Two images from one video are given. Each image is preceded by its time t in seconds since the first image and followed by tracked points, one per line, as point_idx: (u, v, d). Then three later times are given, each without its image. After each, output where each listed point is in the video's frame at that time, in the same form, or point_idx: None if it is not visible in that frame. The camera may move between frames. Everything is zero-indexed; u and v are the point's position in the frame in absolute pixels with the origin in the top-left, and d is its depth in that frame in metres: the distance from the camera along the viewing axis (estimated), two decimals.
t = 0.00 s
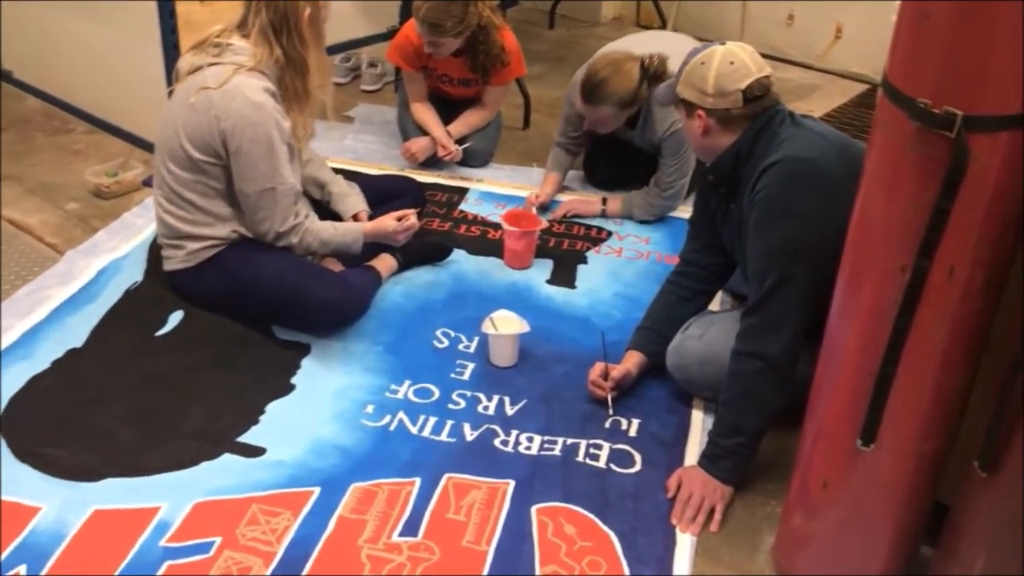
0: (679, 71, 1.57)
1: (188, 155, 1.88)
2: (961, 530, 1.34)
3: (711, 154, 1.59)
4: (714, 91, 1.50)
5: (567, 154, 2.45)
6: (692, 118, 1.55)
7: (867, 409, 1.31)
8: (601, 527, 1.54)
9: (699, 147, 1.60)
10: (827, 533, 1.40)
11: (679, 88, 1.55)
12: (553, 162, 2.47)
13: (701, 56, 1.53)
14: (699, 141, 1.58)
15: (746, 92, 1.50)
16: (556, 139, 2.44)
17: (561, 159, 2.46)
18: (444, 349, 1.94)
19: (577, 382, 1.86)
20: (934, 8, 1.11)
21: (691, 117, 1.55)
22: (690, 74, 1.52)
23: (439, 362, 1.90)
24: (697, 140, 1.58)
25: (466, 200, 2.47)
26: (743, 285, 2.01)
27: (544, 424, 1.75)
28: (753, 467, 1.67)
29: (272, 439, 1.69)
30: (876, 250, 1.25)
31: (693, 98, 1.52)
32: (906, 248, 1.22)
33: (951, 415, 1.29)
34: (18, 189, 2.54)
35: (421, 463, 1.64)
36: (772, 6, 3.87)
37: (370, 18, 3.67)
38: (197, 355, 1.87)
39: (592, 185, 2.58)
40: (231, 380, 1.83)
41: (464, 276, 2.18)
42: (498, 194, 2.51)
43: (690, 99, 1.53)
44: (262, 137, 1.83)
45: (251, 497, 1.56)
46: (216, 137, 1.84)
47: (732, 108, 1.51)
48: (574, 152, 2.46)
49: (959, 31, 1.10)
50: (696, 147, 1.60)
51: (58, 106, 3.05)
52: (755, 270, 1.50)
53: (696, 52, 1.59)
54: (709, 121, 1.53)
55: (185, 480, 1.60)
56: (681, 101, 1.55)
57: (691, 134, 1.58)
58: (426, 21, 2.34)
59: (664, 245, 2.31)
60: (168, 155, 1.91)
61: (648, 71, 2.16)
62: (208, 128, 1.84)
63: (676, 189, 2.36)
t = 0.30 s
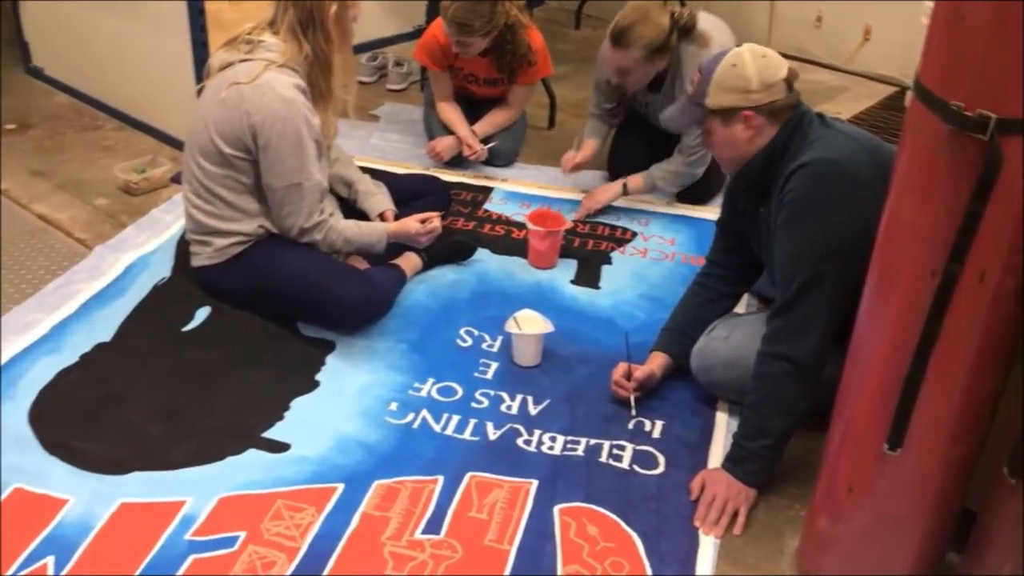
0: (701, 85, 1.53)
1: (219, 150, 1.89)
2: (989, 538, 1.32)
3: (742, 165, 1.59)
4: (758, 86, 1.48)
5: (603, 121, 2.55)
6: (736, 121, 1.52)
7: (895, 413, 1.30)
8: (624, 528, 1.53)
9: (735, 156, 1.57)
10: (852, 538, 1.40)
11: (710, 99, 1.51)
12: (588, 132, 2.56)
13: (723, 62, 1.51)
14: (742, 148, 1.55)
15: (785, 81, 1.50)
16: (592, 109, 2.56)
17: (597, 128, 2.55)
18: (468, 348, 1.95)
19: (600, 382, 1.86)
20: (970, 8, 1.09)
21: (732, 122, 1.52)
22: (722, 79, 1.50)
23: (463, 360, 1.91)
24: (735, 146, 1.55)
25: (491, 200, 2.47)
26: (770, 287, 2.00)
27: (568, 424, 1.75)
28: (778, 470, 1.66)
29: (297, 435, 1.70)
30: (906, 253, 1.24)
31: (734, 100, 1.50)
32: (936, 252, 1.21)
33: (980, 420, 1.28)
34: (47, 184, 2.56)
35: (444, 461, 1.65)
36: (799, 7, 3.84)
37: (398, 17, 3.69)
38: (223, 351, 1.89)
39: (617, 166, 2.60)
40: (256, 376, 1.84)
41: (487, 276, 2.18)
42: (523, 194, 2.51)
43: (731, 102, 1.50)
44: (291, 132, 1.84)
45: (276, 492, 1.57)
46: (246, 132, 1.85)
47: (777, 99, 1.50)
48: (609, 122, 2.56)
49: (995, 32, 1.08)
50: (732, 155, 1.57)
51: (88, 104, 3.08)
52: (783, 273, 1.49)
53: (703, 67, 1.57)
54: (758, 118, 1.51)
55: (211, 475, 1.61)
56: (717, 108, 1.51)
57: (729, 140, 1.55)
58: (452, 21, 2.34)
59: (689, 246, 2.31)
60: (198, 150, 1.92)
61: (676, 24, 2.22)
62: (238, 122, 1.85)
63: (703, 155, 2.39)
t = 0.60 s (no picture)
0: (745, 106, 1.45)
1: (240, 145, 1.90)
2: (1017, 546, 1.31)
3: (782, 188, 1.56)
4: (807, 91, 1.47)
5: (640, 89, 2.68)
6: (791, 135, 1.48)
7: (922, 419, 1.29)
8: (646, 530, 1.53)
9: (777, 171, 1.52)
10: (877, 544, 1.38)
11: (766, 116, 1.45)
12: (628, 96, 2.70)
13: (764, 77, 1.46)
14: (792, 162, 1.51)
15: (820, 86, 1.50)
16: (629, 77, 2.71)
17: (635, 94, 2.68)
18: (491, 347, 1.95)
19: (623, 384, 1.86)
20: (1004, 9, 1.08)
21: (786, 135, 1.48)
22: (773, 93, 1.45)
23: (486, 360, 1.91)
24: (784, 163, 1.50)
25: (515, 200, 2.48)
26: (795, 290, 1.99)
27: (590, 425, 1.75)
28: (802, 474, 1.65)
29: (320, 432, 1.70)
30: (935, 257, 1.23)
31: (789, 112, 1.46)
32: (966, 256, 1.20)
33: (1009, 428, 1.27)
34: (77, 180, 2.61)
35: (467, 461, 1.65)
36: (828, 9, 3.81)
37: (424, 17, 3.70)
38: (248, 348, 1.90)
39: (650, 129, 2.75)
40: (280, 373, 1.85)
41: (511, 276, 2.18)
42: (547, 194, 2.51)
43: (788, 114, 1.46)
44: (310, 124, 1.85)
45: (299, 489, 1.58)
46: (266, 125, 1.87)
47: (824, 111, 1.51)
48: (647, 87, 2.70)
49: None
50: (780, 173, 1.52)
51: (118, 102, 3.11)
52: (812, 278, 1.48)
53: (728, 91, 1.49)
54: (813, 126, 1.48)
55: (236, 470, 1.62)
56: (773, 123, 1.46)
57: (780, 156, 1.50)
58: (481, 22, 2.34)
59: (714, 248, 2.30)
60: (221, 146, 1.94)
61: None
62: (259, 116, 1.86)
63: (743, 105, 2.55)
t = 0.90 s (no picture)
0: (799, 118, 1.43)
1: (247, 146, 1.93)
2: None
3: (819, 197, 1.55)
4: (855, 97, 1.47)
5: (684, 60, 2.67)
6: (841, 145, 1.47)
7: (953, 425, 1.27)
8: (672, 533, 1.52)
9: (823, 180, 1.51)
10: (904, 551, 1.37)
11: (820, 128, 1.43)
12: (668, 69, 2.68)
13: (815, 86, 1.44)
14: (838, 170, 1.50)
15: (862, 94, 1.50)
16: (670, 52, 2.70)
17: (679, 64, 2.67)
18: (518, 348, 1.95)
19: (650, 386, 1.85)
20: None
21: (837, 146, 1.47)
22: (826, 103, 1.44)
23: (512, 361, 1.91)
24: (831, 173, 1.49)
25: (543, 200, 2.48)
26: (824, 293, 1.98)
27: (617, 426, 1.75)
28: (829, 479, 1.64)
29: (347, 430, 1.72)
30: (968, 262, 1.22)
31: (843, 123, 1.45)
32: (999, 262, 1.18)
33: None
34: (111, 177, 2.65)
35: (492, 460, 1.65)
36: (860, 10, 3.78)
37: (453, 17, 3.72)
38: (276, 346, 1.92)
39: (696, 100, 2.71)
40: (307, 371, 1.86)
41: (538, 276, 2.18)
42: (575, 195, 2.51)
43: (843, 124, 1.45)
44: (306, 117, 1.85)
45: (326, 485, 1.59)
46: (266, 123, 1.88)
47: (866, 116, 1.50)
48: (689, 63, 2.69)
49: None
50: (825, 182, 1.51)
51: (151, 100, 3.15)
52: (846, 283, 1.46)
53: (776, 101, 1.46)
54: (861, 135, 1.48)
55: (264, 466, 1.63)
56: (827, 135, 1.45)
57: (828, 167, 1.48)
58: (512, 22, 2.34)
59: (742, 250, 2.29)
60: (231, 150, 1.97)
61: None
62: (258, 115, 1.88)
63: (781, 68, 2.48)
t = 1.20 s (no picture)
0: (841, 123, 1.42)
1: (250, 148, 1.97)
2: None
3: (849, 201, 1.55)
4: (897, 101, 1.45)
5: (725, 48, 2.67)
6: (880, 148, 1.46)
7: (984, 428, 1.25)
8: (696, 533, 1.52)
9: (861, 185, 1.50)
10: (932, 553, 1.36)
11: (862, 132, 1.42)
12: (710, 59, 2.68)
13: (858, 89, 1.42)
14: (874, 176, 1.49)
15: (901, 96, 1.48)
16: (711, 41, 2.70)
17: (720, 54, 2.67)
18: (541, 346, 1.95)
19: (674, 387, 1.85)
20: None
21: (876, 149, 1.46)
22: (869, 107, 1.42)
23: (536, 360, 1.91)
24: (868, 175, 1.49)
25: (567, 200, 2.48)
26: (850, 295, 1.97)
27: (641, 426, 1.74)
28: (856, 482, 1.63)
29: (371, 426, 1.72)
30: (998, 264, 1.19)
31: (884, 128, 1.44)
32: None
33: None
34: (139, 174, 2.68)
35: (516, 458, 1.65)
36: (889, 10, 3.75)
37: (478, 17, 3.72)
38: (302, 342, 1.94)
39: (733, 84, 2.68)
40: (333, 367, 1.88)
41: (562, 276, 2.18)
42: (600, 195, 2.51)
43: (882, 130, 1.44)
44: (299, 115, 1.87)
45: (351, 481, 1.60)
46: (263, 124, 1.91)
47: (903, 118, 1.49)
48: (731, 50, 2.67)
49: None
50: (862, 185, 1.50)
51: (179, 98, 3.18)
52: (878, 285, 1.45)
53: (817, 105, 1.45)
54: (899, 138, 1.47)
55: (289, 461, 1.64)
56: (869, 142, 1.44)
57: (866, 169, 1.47)
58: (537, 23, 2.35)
59: (768, 251, 2.27)
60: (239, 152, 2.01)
61: None
62: (256, 117, 1.91)
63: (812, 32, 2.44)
